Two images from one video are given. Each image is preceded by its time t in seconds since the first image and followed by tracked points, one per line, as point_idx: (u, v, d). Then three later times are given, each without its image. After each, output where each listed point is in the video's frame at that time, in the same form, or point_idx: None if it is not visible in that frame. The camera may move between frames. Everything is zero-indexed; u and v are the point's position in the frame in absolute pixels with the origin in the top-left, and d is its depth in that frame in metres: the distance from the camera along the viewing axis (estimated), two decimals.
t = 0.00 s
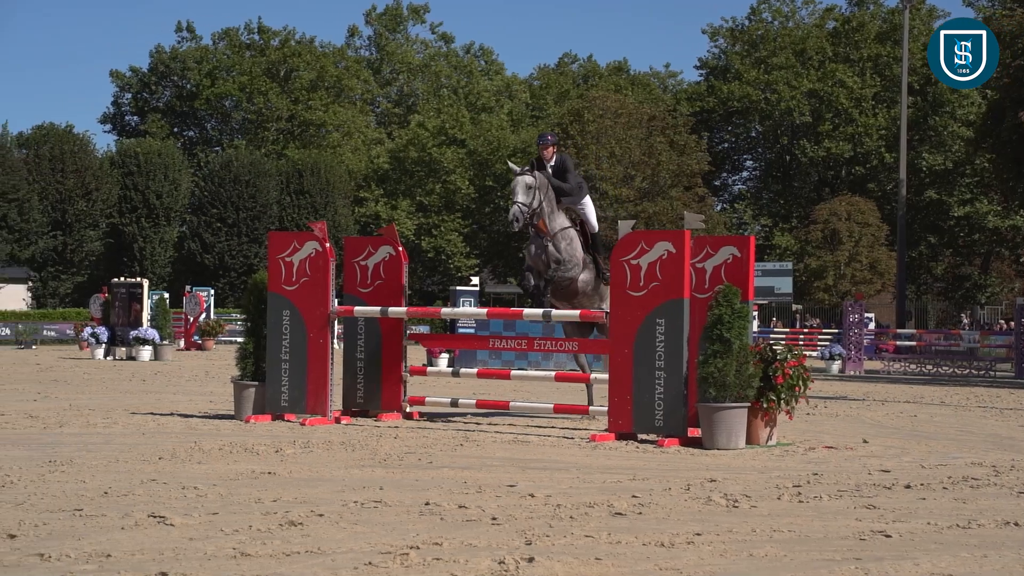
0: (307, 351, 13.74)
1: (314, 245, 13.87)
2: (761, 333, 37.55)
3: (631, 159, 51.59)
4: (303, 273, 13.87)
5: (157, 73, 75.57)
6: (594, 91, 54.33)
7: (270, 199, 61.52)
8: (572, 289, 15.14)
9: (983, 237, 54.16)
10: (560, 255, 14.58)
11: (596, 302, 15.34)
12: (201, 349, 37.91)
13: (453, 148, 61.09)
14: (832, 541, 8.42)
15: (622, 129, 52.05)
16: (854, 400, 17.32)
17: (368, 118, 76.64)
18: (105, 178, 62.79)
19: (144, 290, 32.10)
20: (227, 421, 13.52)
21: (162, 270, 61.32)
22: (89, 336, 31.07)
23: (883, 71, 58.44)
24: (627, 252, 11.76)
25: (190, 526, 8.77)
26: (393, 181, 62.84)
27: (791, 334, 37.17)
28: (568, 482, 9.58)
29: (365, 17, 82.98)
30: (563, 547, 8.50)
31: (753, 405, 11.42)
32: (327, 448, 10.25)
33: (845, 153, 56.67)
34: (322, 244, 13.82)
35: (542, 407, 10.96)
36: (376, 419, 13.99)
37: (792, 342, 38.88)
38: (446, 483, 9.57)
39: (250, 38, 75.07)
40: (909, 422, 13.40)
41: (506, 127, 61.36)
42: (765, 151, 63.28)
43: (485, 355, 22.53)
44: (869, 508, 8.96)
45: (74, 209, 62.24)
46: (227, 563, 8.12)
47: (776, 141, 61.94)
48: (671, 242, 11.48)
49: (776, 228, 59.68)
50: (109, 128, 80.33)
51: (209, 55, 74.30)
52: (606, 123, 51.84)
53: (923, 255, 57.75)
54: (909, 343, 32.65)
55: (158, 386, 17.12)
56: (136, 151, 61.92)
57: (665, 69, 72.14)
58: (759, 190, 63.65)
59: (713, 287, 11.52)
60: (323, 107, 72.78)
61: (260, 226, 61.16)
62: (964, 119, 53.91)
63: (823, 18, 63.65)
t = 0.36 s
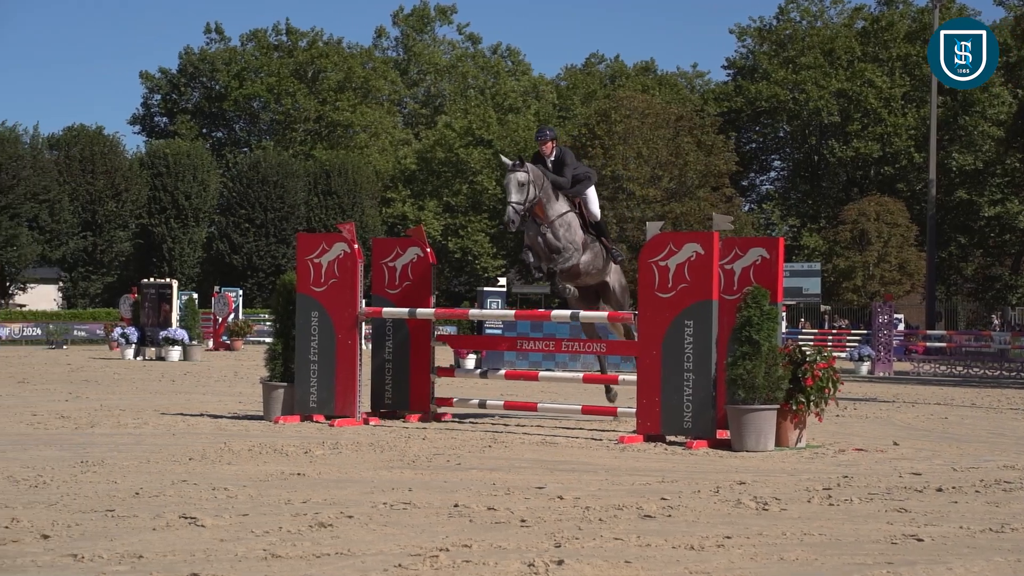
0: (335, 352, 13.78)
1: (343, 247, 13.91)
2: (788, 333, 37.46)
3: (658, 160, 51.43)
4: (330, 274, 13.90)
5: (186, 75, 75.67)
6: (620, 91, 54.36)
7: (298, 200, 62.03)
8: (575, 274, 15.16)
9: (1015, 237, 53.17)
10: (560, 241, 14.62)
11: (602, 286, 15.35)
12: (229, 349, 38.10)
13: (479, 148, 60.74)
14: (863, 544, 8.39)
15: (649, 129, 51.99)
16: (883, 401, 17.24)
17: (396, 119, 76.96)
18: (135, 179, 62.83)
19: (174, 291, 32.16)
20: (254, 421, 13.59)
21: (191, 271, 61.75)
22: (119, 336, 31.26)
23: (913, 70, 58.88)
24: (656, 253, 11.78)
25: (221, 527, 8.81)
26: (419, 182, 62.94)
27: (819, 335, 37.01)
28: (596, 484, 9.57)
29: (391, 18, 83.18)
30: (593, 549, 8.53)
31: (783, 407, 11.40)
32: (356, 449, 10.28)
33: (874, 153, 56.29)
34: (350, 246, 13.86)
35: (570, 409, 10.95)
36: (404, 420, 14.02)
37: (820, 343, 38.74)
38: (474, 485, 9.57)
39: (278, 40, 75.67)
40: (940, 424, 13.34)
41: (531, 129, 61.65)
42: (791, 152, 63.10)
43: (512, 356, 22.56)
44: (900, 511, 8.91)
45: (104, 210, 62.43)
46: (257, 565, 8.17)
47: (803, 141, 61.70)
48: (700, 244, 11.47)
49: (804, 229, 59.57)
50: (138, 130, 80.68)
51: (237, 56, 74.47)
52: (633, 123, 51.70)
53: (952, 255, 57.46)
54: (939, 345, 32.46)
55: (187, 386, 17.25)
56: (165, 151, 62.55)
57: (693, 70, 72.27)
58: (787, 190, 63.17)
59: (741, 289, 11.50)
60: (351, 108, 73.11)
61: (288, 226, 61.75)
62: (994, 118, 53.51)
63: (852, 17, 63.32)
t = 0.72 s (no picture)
0: (366, 353, 13.82)
1: (373, 248, 13.96)
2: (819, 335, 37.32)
3: (688, 160, 51.44)
4: (362, 274, 13.97)
5: (217, 76, 76.31)
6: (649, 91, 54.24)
7: (328, 201, 62.33)
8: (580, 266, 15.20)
9: None
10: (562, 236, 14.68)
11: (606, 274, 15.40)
12: (261, 350, 38.20)
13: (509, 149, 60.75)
14: (897, 549, 8.33)
15: (679, 129, 51.88)
16: (916, 403, 17.12)
17: (425, 121, 77.16)
18: (167, 182, 63.19)
19: (206, 291, 32.23)
20: (282, 420, 13.65)
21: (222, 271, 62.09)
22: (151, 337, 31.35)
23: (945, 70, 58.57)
24: (687, 254, 11.75)
25: (254, 529, 8.87)
26: (448, 183, 62.26)
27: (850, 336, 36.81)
28: (628, 487, 9.56)
29: (421, 20, 83.35)
30: (625, 552, 8.52)
31: (815, 410, 11.40)
32: (387, 450, 10.34)
33: (906, 153, 55.98)
34: (381, 247, 13.91)
35: (601, 410, 10.94)
36: (435, 422, 14.02)
37: (851, 344, 38.55)
38: (506, 487, 9.58)
39: (308, 40, 76.45)
40: (974, 427, 13.26)
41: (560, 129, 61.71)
42: (822, 152, 62.97)
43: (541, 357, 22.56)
44: (934, 515, 8.86)
45: (136, 211, 62.46)
46: (291, 567, 8.23)
47: (834, 141, 61.53)
48: (731, 245, 11.46)
49: (835, 229, 59.30)
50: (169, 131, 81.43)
51: (268, 58, 74.97)
52: (663, 123, 51.63)
53: (986, 255, 57.08)
54: (972, 347, 32.21)
55: (218, 387, 17.37)
56: (196, 152, 63.20)
57: (723, 70, 72.36)
58: (817, 190, 62.82)
59: (772, 290, 11.52)
60: (380, 109, 73.42)
61: (318, 227, 62.06)
62: None
63: (884, 16, 63.02)
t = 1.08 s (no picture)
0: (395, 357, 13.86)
1: (403, 249, 13.87)
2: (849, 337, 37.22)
3: (717, 160, 51.50)
4: (392, 277, 13.97)
5: (247, 78, 78.05)
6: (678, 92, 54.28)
7: (357, 203, 62.51)
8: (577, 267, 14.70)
9: None
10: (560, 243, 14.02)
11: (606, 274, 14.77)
12: (290, 351, 38.31)
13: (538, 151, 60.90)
14: (932, 553, 8.26)
15: (708, 130, 51.93)
16: (949, 405, 16.99)
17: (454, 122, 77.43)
18: (197, 183, 63.00)
19: (235, 293, 32.44)
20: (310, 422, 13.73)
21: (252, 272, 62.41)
22: (183, 339, 31.44)
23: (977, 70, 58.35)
24: (717, 257, 11.80)
25: (286, 531, 8.90)
26: (477, 184, 62.96)
27: (879, 337, 36.68)
28: (658, 490, 9.55)
29: (450, 21, 83.39)
30: (656, 556, 8.49)
31: (847, 413, 11.39)
32: (417, 453, 10.39)
33: (937, 153, 55.79)
34: (410, 250, 13.82)
35: (631, 412, 10.96)
36: (465, 424, 14.09)
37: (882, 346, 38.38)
38: (536, 490, 9.58)
39: (337, 42, 77.20)
40: (1009, 430, 13.18)
41: (589, 130, 61.81)
42: (852, 153, 62.79)
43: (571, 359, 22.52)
44: (969, 520, 8.80)
45: (167, 213, 63.30)
46: (322, 569, 8.25)
47: (864, 142, 61.27)
48: (761, 248, 11.46)
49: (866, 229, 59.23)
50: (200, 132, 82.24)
51: (296, 60, 76.94)
52: (692, 124, 51.60)
53: (1019, 257, 56.79)
54: (1005, 348, 32.00)
55: (248, 388, 17.50)
56: (226, 154, 63.14)
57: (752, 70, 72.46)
58: (847, 191, 62.93)
59: (803, 293, 11.53)
60: (409, 110, 73.77)
61: (347, 229, 62.17)
62: None
63: (915, 16, 62.67)
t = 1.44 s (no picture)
0: (426, 359, 13.91)
1: (434, 249, 13.96)
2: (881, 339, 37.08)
3: (747, 161, 51.69)
4: (422, 279, 13.98)
5: (277, 80, 77.97)
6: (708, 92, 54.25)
7: (386, 204, 62.61)
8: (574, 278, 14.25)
9: None
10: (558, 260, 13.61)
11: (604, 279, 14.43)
12: (320, 353, 38.35)
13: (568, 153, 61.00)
14: (967, 558, 8.19)
15: (737, 132, 52.06)
16: (981, 408, 16.90)
17: (482, 123, 77.57)
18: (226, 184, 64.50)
19: (266, 295, 33.02)
20: (340, 423, 13.77)
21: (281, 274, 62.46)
22: (212, 341, 31.43)
23: (1010, 69, 58.03)
24: (748, 258, 11.79)
25: (318, 533, 8.93)
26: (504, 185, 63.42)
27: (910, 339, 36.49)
28: (689, 493, 9.54)
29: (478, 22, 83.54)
30: (689, 560, 8.44)
31: (878, 416, 11.39)
32: (448, 454, 10.44)
33: (970, 153, 55.95)
34: (439, 252, 13.88)
35: (660, 415, 10.97)
36: (495, 426, 14.16)
37: (915, 348, 38.20)
38: (566, 493, 9.59)
39: (367, 44, 77.64)
40: None
41: (618, 131, 61.73)
42: (883, 153, 62.69)
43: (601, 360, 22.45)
44: (1003, 524, 8.74)
45: (199, 214, 63.85)
46: (356, 572, 8.27)
47: (896, 142, 61.07)
48: (793, 250, 11.43)
49: (897, 229, 59.64)
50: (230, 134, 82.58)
51: (326, 62, 77.10)
52: (721, 125, 51.77)
53: None
54: None
55: (276, 389, 17.59)
56: (257, 156, 62.94)
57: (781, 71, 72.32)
58: (879, 192, 62.54)
59: (835, 295, 11.56)
60: (438, 112, 74.00)
61: (376, 230, 62.21)
62: None
63: (947, 15, 62.26)
